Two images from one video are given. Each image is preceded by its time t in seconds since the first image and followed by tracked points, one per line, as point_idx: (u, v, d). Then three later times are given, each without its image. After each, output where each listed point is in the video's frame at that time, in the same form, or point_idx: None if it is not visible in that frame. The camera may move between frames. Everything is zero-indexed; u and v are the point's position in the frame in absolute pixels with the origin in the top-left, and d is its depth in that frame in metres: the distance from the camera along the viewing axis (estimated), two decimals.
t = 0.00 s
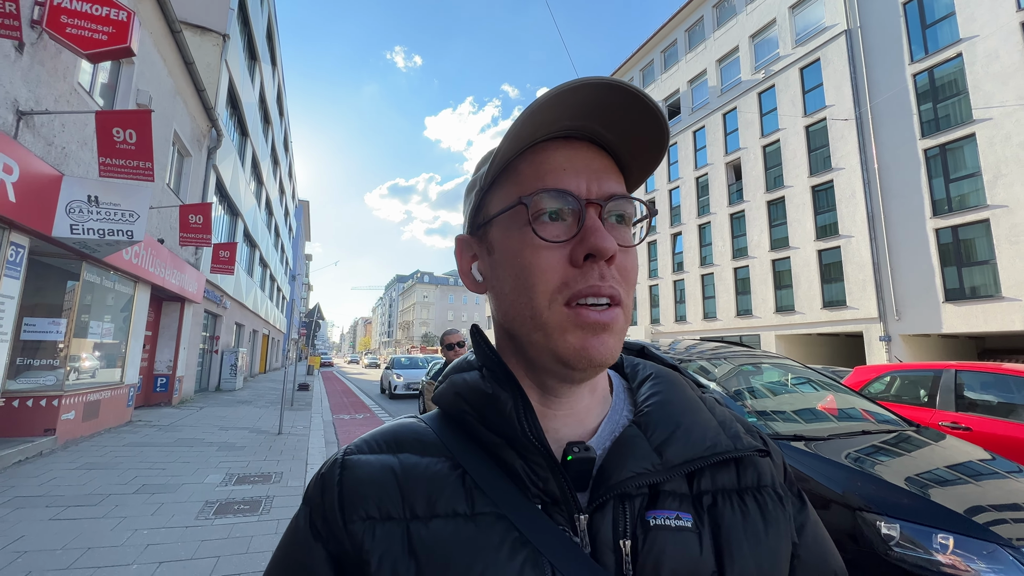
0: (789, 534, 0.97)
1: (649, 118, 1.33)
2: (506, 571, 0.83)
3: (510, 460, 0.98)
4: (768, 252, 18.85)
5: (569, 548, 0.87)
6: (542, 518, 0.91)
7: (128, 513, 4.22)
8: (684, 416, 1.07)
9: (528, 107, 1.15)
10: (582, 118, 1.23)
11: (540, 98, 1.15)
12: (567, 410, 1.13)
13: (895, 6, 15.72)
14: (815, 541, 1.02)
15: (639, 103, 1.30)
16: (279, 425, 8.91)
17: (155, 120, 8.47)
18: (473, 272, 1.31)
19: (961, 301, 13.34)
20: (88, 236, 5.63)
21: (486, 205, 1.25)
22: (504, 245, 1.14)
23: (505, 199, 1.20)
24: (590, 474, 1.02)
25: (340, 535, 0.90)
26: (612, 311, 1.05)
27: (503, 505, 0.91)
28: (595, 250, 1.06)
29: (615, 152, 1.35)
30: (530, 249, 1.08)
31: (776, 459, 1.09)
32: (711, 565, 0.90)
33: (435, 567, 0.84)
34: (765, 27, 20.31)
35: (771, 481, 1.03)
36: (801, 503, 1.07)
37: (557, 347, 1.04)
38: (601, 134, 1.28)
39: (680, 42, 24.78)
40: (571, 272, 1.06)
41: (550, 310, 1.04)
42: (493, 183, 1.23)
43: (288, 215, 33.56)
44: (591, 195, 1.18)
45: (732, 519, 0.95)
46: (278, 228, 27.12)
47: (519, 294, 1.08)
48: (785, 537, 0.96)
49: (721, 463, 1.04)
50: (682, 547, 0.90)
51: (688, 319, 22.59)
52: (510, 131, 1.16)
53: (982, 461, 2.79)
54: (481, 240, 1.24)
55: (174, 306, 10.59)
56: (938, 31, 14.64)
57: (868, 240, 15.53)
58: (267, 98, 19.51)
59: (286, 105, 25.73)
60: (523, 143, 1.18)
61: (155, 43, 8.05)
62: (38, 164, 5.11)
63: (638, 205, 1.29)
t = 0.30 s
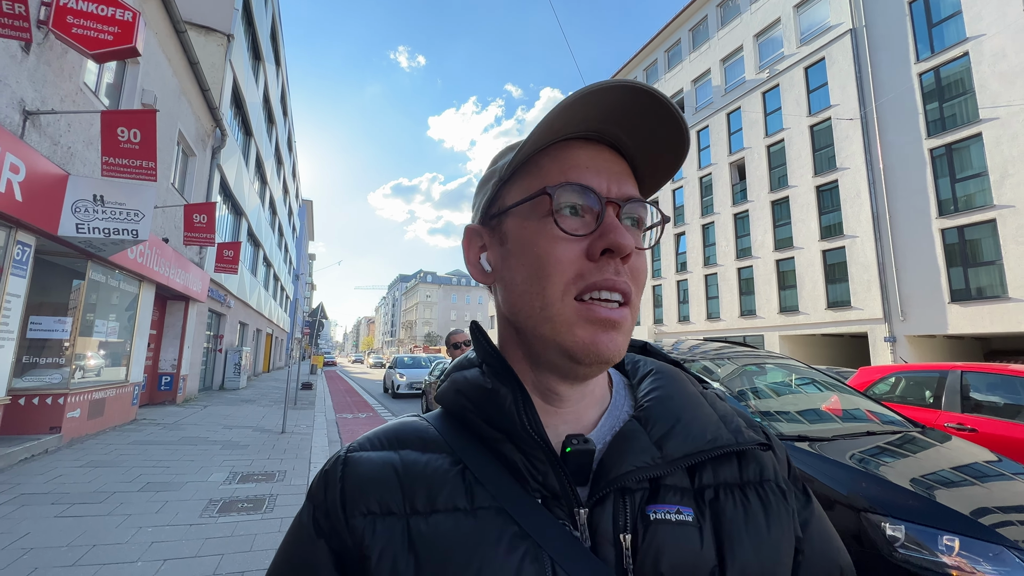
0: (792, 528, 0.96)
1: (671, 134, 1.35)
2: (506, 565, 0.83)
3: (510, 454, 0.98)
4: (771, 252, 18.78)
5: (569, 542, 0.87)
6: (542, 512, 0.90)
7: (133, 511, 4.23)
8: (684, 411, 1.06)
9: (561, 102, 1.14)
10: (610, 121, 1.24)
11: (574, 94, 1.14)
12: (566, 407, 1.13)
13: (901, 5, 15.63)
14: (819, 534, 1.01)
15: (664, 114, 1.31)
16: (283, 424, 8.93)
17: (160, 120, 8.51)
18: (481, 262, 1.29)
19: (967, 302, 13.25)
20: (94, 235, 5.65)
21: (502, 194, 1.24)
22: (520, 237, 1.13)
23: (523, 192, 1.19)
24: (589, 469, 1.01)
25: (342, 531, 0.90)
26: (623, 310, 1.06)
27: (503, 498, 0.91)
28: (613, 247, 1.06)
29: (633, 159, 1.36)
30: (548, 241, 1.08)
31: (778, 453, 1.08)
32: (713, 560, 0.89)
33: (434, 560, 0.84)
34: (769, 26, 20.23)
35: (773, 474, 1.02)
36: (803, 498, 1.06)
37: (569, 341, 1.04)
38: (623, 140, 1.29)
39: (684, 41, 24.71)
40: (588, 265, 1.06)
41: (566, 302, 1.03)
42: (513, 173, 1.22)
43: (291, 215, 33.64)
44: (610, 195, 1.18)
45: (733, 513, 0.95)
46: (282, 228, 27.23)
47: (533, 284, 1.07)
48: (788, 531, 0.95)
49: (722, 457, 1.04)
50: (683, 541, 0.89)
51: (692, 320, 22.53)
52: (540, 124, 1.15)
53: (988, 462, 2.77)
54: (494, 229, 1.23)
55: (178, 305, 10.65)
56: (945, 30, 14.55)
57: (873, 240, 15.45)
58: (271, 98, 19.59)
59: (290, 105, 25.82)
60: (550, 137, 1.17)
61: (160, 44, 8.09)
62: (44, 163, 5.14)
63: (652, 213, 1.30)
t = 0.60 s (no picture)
0: (797, 521, 0.95)
1: (683, 147, 1.36)
2: (509, 559, 0.83)
3: (512, 449, 0.97)
4: (774, 252, 18.74)
5: (573, 535, 0.87)
6: (546, 506, 0.90)
7: (136, 510, 4.25)
8: (687, 406, 1.06)
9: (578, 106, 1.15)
10: (623, 131, 1.25)
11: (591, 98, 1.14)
12: (568, 402, 1.12)
13: (905, 5, 15.58)
14: (825, 528, 1.00)
15: (678, 127, 1.31)
16: (284, 423, 8.95)
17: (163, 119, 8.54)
18: (488, 259, 1.29)
19: (971, 303, 13.20)
20: (97, 234, 5.66)
21: (513, 194, 1.23)
22: (530, 236, 1.13)
23: (533, 192, 1.19)
24: (592, 463, 1.01)
25: (347, 529, 0.90)
26: (628, 312, 1.05)
27: (506, 493, 0.91)
28: (621, 250, 1.07)
29: (642, 168, 1.36)
30: (557, 242, 1.08)
31: (781, 448, 1.08)
32: (717, 554, 0.89)
33: (439, 555, 0.84)
34: (773, 26, 20.19)
35: (778, 468, 1.02)
36: (807, 492, 1.06)
37: (575, 341, 1.03)
38: (635, 149, 1.29)
39: (687, 41, 24.67)
40: (596, 268, 1.06)
41: (574, 303, 1.03)
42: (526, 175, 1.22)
43: (293, 215, 33.66)
44: (619, 200, 1.18)
45: (737, 506, 0.94)
46: (284, 228, 27.26)
47: (540, 285, 1.07)
48: (793, 524, 0.94)
49: (725, 452, 1.03)
50: (688, 535, 0.89)
51: (694, 320, 22.49)
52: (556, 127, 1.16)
53: (992, 464, 2.75)
54: (502, 228, 1.23)
55: (181, 304, 10.68)
56: (948, 30, 14.50)
57: (876, 241, 15.40)
58: (273, 98, 19.62)
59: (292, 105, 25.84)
60: (563, 141, 1.17)
61: (163, 43, 8.11)
62: (48, 162, 5.15)
63: (659, 219, 1.29)
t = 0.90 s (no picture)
0: (805, 529, 0.96)
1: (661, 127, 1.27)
2: (521, 561, 0.84)
3: (524, 453, 0.98)
4: (775, 253, 18.74)
5: (583, 539, 0.87)
6: (558, 510, 0.91)
7: (137, 508, 4.26)
8: (697, 411, 1.06)
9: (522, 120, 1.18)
10: (583, 127, 1.23)
11: (532, 111, 1.19)
12: (579, 406, 1.13)
13: (907, 5, 15.55)
14: (832, 537, 1.01)
15: (646, 112, 1.25)
16: (285, 422, 8.96)
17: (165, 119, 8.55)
18: (489, 273, 1.33)
19: (972, 304, 13.19)
20: (99, 233, 5.67)
21: (498, 212, 1.29)
22: (504, 249, 1.16)
23: (508, 206, 1.24)
24: (603, 467, 1.01)
25: (359, 527, 0.91)
26: (599, 316, 1.05)
27: (517, 495, 0.91)
28: (580, 255, 1.06)
29: (627, 160, 1.30)
30: (521, 253, 1.10)
31: (790, 455, 1.08)
32: (726, 559, 0.90)
33: (450, 554, 0.85)
34: (774, 26, 20.16)
35: (787, 476, 1.02)
36: (817, 500, 1.06)
37: (543, 348, 1.05)
38: (606, 141, 1.25)
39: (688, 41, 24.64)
40: (559, 275, 1.06)
41: (539, 311, 1.05)
42: (503, 193, 1.27)
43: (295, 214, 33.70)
44: (589, 201, 1.16)
45: (747, 513, 0.95)
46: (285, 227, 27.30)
47: (511, 296, 1.10)
48: (802, 532, 0.95)
49: (735, 458, 1.04)
50: (697, 539, 0.89)
51: (695, 320, 22.49)
52: (506, 145, 1.20)
53: (993, 465, 2.75)
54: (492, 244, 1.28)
55: (182, 303, 10.70)
56: (951, 30, 14.47)
57: (877, 241, 15.39)
58: (275, 97, 19.64)
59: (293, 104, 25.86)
60: (519, 157, 1.22)
61: (165, 42, 8.12)
62: (50, 161, 5.16)
63: (647, 213, 1.26)
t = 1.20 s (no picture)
0: (806, 531, 0.96)
1: (660, 126, 1.28)
2: (523, 559, 0.83)
3: (526, 451, 0.98)
4: (775, 253, 18.73)
5: (585, 538, 0.87)
6: (558, 507, 0.91)
7: (137, 506, 4.26)
8: (699, 411, 1.06)
9: (523, 119, 1.18)
10: (586, 124, 1.22)
11: (533, 110, 1.18)
12: (580, 406, 1.12)
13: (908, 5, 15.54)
14: (832, 538, 1.01)
15: (647, 107, 1.24)
16: (285, 422, 8.94)
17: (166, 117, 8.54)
18: (491, 273, 1.33)
19: (972, 305, 13.18)
20: (99, 232, 5.66)
21: (500, 211, 1.28)
22: (507, 249, 1.15)
23: (510, 207, 1.24)
24: (604, 465, 1.01)
25: (359, 524, 0.91)
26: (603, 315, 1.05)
27: (518, 493, 0.91)
28: (584, 254, 1.06)
29: (629, 157, 1.29)
30: (525, 253, 1.09)
31: (791, 456, 1.08)
32: (727, 559, 0.89)
33: (451, 552, 0.84)
34: (775, 26, 20.15)
35: (788, 476, 1.02)
36: (817, 501, 1.06)
37: (547, 351, 1.05)
38: (609, 139, 1.25)
39: (689, 41, 24.63)
40: (564, 275, 1.06)
41: (544, 311, 1.05)
42: (504, 192, 1.27)
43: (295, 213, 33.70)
44: (592, 199, 1.16)
45: (748, 513, 0.95)
46: (285, 226, 27.28)
47: (516, 296, 1.10)
48: (802, 532, 0.95)
49: (736, 458, 1.03)
50: (699, 539, 0.89)
51: (695, 320, 22.48)
52: (506, 145, 1.20)
53: (992, 466, 2.75)
54: (495, 243, 1.28)
55: (182, 302, 10.70)
56: (952, 30, 14.46)
57: (878, 242, 15.38)
58: (276, 96, 19.64)
59: (293, 103, 25.82)
60: (520, 158, 1.22)
61: (166, 41, 8.11)
62: (51, 160, 5.17)
63: (651, 210, 1.26)
